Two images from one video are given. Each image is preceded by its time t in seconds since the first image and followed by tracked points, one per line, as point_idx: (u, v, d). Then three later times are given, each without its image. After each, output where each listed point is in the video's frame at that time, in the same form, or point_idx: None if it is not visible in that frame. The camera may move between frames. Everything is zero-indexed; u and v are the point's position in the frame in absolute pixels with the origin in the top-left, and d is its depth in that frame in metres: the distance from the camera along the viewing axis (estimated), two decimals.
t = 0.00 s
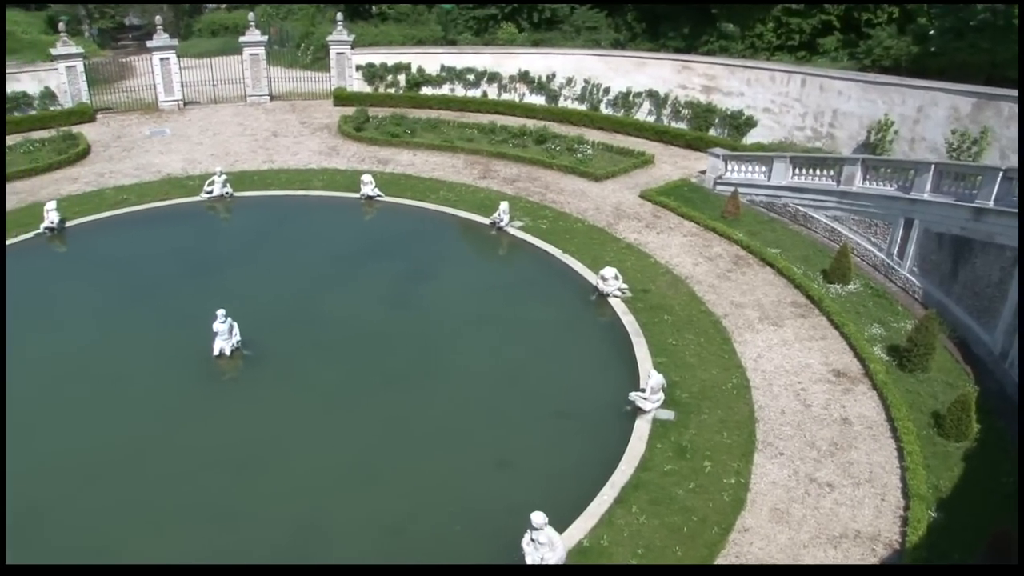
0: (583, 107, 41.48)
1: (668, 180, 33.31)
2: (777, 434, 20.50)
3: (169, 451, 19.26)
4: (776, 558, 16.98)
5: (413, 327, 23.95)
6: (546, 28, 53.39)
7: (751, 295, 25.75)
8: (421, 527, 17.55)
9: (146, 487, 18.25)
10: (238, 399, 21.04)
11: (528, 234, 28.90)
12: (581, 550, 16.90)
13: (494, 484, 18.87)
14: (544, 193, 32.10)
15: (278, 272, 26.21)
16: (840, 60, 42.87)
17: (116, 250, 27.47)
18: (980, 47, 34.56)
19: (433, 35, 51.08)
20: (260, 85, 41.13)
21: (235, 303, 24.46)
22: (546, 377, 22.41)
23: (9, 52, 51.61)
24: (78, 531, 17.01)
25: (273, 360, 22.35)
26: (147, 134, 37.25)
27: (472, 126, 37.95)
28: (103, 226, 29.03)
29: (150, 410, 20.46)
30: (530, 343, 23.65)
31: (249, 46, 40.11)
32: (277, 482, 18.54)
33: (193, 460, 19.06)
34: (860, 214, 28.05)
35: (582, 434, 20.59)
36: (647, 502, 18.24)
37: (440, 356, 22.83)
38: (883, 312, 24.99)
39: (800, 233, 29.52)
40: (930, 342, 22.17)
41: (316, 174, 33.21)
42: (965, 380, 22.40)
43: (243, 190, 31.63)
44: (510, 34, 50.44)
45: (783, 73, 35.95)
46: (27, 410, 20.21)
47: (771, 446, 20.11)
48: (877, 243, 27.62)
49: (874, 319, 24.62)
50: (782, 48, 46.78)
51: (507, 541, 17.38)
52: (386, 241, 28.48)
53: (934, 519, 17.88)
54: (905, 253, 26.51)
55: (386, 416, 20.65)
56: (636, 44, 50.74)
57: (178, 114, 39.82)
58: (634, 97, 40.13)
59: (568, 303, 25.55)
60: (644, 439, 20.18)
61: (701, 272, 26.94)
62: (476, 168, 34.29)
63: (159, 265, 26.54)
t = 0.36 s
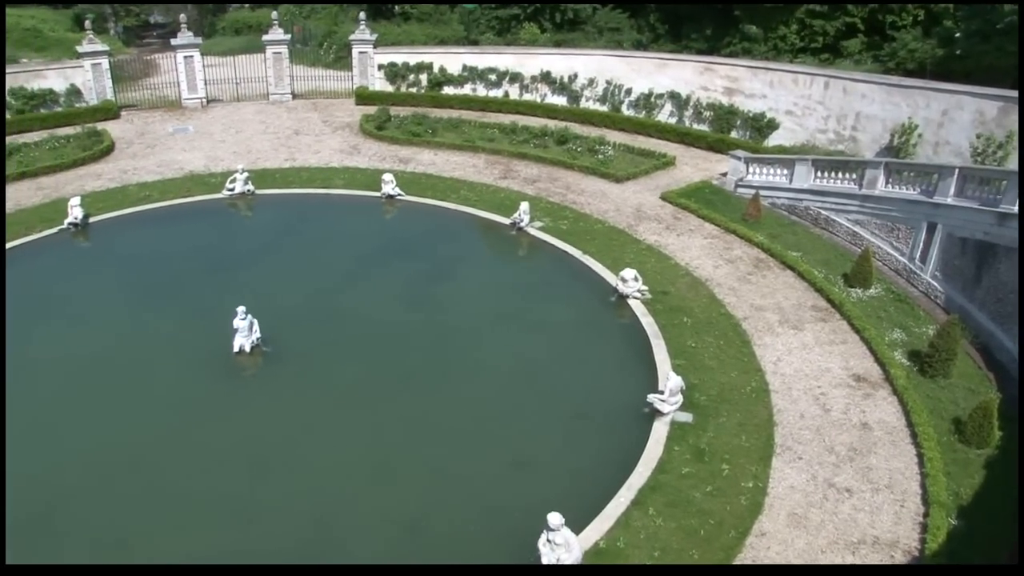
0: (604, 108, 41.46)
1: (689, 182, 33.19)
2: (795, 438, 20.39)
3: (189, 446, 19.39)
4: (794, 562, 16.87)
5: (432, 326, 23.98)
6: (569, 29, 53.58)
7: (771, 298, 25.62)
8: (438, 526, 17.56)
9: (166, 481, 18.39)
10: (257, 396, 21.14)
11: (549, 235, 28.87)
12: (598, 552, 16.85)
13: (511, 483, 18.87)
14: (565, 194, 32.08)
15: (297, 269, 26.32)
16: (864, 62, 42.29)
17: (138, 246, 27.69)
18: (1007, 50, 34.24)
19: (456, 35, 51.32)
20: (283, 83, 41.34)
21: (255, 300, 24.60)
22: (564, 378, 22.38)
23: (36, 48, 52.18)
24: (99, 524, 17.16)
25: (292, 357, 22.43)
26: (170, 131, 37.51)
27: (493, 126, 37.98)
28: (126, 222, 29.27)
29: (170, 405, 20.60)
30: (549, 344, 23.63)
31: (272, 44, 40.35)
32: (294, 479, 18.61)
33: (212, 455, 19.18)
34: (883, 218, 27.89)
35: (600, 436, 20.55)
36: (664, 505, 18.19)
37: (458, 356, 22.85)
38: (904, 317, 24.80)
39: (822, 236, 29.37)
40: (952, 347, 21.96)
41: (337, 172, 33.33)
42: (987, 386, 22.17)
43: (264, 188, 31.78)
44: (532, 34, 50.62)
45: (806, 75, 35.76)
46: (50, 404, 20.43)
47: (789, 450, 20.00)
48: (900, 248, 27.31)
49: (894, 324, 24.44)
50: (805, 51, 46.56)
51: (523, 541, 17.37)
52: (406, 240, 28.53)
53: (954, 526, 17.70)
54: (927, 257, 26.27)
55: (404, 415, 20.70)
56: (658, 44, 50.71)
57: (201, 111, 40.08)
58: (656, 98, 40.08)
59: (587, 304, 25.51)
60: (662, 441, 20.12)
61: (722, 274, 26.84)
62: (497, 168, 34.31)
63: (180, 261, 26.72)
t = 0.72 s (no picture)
0: (626, 110, 41.41)
1: (710, 184, 33.05)
2: (814, 443, 20.26)
3: (209, 442, 19.53)
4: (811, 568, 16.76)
5: (451, 325, 24.01)
6: (591, 30, 53.71)
7: (791, 301, 25.49)
8: (454, 525, 17.60)
9: (185, 476, 18.54)
10: (276, 392, 21.25)
11: (571, 237, 28.73)
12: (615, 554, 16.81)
13: (528, 484, 18.86)
14: (585, 195, 32.03)
15: (317, 267, 26.43)
16: (888, 66, 41.82)
17: (160, 242, 27.92)
18: None
19: (478, 35, 51.52)
20: (305, 82, 41.52)
21: (275, 297, 24.72)
22: (582, 379, 22.36)
23: (63, 46, 52.83)
24: (120, 519, 17.33)
25: (311, 355, 22.52)
26: (193, 128, 37.76)
27: (514, 127, 37.97)
28: (148, 218, 29.50)
29: (190, 401, 20.74)
30: (567, 345, 23.60)
31: (295, 43, 40.57)
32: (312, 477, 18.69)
33: (231, 451, 19.30)
34: (905, 223, 27.79)
35: (617, 437, 20.51)
36: (681, 508, 18.13)
37: (477, 356, 22.87)
38: (925, 322, 24.59)
39: (843, 240, 29.15)
40: (974, 353, 21.77)
41: (358, 171, 33.45)
42: (1010, 394, 21.90)
43: (285, 186, 31.91)
44: (555, 35, 50.65)
45: (829, 78, 35.56)
46: (73, 399, 20.64)
47: (808, 454, 19.88)
48: (923, 252, 27.30)
49: (916, 329, 24.25)
50: (829, 53, 46.00)
51: (538, 542, 17.37)
52: (425, 239, 28.58)
53: (974, 534, 17.52)
54: (950, 262, 26.08)
55: (422, 413, 20.74)
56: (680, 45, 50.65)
57: (224, 109, 40.31)
58: (677, 100, 39.76)
59: (606, 305, 25.47)
60: (679, 444, 20.05)
61: (742, 277, 26.73)
62: (518, 168, 34.31)
63: (201, 257, 26.91)
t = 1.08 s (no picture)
0: (649, 111, 41.28)
1: (733, 187, 32.87)
2: (835, 448, 20.11)
3: (230, 438, 19.66)
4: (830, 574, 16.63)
5: (471, 325, 24.02)
6: (615, 31, 53.54)
7: (813, 306, 25.32)
8: (472, 524, 17.62)
9: (206, 471, 18.68)
10: (297, 389, 21.35)
11: (592, 238, 28.70)
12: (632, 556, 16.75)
13: (546, 485, 18.85)
14: (607, 196, 31.96)
15: (338, 265, 26.53)
16: (915, 69, 41.89)
17: (184, 238, 28.15)
18: None
19: (502, 36, 51.54)
20: (329, 80, 41.70)
21: (296, 294, 24.85)
22: (602, 381, 22.30)
23: (91, 43, 53.42)
24: (141, 513, 17.50)
25: (332, 352, 22.61)
26: (217, 126, 38.00)
27: (537, 127, 37.94)
28: (172, 214, 29.74)
29: (212, 396, 20.90)
30: (587, 346, 23.56)
31: (319, 41, 40.76)
32: (331, 474, 18.77)
33: (251, 447, 19.41)
34: (930, 228, 27.64)
35: (636, 440, 20.44)
36: (699, 511, 18.04)
37: (497, 356, 22.88)
38: (949, 329, 24.33)
39: (866, 244, 28.84)
40: (999, 361, 21.54)
41: (380, 170, 33.55)
42: None
43: (308, 183, 32.06)
44: (579, 35, 50.23)
45: (855, 81, 35.32)
46: (96, 393, 20.87)
47: (828, 460, 19.73)
48: (948, 258, 27.24)
49: (939, 335, 24.02)
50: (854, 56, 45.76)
51: (555, 542, 17.35)
52: (446, 238, 28.62)
53: (997, 544, 17.31)
54: (975, 268, 25.88)
55: (441, 413, 20.77)
56: (704, 48, 50.24)
57: (248, 107, 40.55)
58: (701, 102, 39.73)
59: (627, 307, 25.41)
60: (698, 447, 19.96)
61: (763, 280, 26.59)
62: (541, 168, 34.30)
63: (224, 254, 27.09)
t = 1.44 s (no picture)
0: (675, 113, 41.14)
1: (758, 190, 32.66)
2: (857, 455, 19.92)
3: (252, 433, 19.80)
4: None
5: (493, 325, 24.04)
6: (641, 32, 53.26)
7: (838, 310, 25.15)
8: (491, 524, 17.64)
9: (229, 467, 18.83)
10: (319, 386, 21.46)
11: (616, 239, 28.65)
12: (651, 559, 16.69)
13: (566, 486, 18.82)
14: (632, 198, 31.88)
15: (361, 263, 26.66)
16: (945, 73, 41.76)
17: (210, 234, 28.40)
18: None
19: (528, 37, 51.62)
20: (355, 79, 41.89)
21: (320, 291, 24.98)
22: (624, 383, 22.25)
23: (121, 41, 54.01)
24: (164, 506, 17.67)
25: (355, 350, 22.70)
26: (244, 123, 38.27)
27: (562, 128, 37.92)
28: (198, 210, 29.98)
29: (235, 392, 21.05)
30: (610, 348, 23.52)
31: (346, 40, 40.99)
32: (352, 472, 18.85)
33: (273, 443, 19.53)
34: (958, 234, 27.49)
35: (657, 443, 20.37)
36: (719, 515, 17.94)
37: (519, 356, 22.89)
38: (976, 336, 24.01)
39: (892, 250, 28.54)
40: None
41: (405, 169, 33.65)
42: None
43: (333, 181, 32.21)
44: (605, 36, 50.21)
45: (883, 85, 35.04)
46: (122, 388, 21.12)
47: (850, 466, 19.54)
48: (976, 264, 26.91)
49: (966, 342, 23.72)
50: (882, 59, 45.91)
51: (575, 544, 17.33)
52: (470, 238, 28.67)
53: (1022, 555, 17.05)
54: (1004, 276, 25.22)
55: (461, 412, 20.80)
56: (731, 49, 50.07)
57: (275, 104, 40.81)
58: (727, 104, 39.58)
59: (650, 310, 25.34)
60: (719, 451, 19.86)
61: (788, 284, 26.43)
62: (566, 169, 34.27)
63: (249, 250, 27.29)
